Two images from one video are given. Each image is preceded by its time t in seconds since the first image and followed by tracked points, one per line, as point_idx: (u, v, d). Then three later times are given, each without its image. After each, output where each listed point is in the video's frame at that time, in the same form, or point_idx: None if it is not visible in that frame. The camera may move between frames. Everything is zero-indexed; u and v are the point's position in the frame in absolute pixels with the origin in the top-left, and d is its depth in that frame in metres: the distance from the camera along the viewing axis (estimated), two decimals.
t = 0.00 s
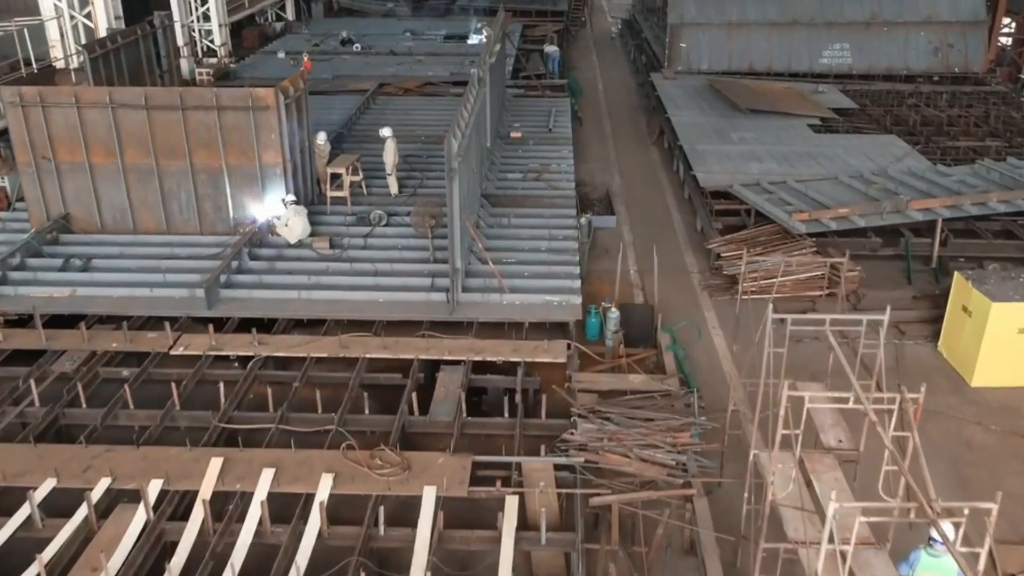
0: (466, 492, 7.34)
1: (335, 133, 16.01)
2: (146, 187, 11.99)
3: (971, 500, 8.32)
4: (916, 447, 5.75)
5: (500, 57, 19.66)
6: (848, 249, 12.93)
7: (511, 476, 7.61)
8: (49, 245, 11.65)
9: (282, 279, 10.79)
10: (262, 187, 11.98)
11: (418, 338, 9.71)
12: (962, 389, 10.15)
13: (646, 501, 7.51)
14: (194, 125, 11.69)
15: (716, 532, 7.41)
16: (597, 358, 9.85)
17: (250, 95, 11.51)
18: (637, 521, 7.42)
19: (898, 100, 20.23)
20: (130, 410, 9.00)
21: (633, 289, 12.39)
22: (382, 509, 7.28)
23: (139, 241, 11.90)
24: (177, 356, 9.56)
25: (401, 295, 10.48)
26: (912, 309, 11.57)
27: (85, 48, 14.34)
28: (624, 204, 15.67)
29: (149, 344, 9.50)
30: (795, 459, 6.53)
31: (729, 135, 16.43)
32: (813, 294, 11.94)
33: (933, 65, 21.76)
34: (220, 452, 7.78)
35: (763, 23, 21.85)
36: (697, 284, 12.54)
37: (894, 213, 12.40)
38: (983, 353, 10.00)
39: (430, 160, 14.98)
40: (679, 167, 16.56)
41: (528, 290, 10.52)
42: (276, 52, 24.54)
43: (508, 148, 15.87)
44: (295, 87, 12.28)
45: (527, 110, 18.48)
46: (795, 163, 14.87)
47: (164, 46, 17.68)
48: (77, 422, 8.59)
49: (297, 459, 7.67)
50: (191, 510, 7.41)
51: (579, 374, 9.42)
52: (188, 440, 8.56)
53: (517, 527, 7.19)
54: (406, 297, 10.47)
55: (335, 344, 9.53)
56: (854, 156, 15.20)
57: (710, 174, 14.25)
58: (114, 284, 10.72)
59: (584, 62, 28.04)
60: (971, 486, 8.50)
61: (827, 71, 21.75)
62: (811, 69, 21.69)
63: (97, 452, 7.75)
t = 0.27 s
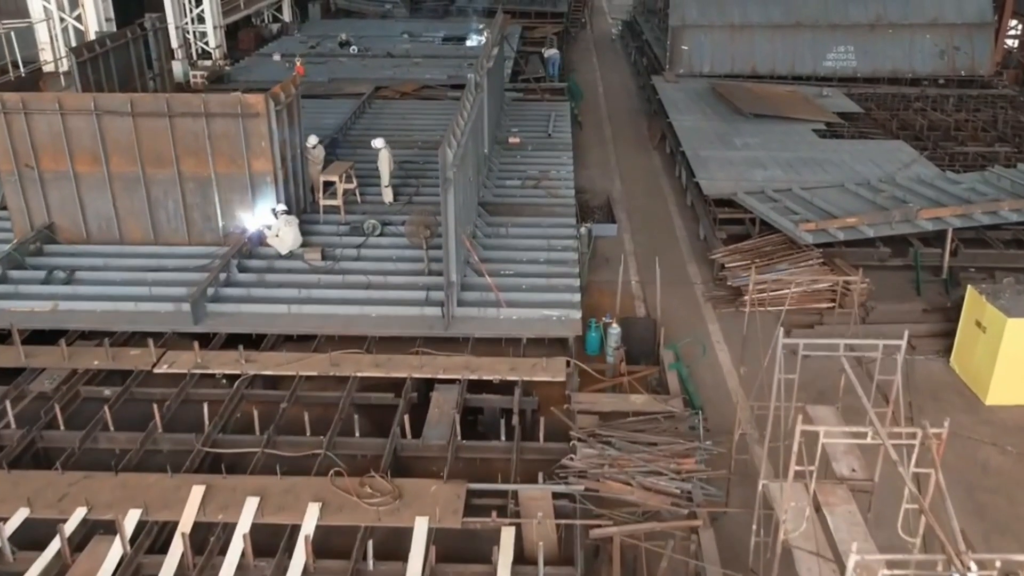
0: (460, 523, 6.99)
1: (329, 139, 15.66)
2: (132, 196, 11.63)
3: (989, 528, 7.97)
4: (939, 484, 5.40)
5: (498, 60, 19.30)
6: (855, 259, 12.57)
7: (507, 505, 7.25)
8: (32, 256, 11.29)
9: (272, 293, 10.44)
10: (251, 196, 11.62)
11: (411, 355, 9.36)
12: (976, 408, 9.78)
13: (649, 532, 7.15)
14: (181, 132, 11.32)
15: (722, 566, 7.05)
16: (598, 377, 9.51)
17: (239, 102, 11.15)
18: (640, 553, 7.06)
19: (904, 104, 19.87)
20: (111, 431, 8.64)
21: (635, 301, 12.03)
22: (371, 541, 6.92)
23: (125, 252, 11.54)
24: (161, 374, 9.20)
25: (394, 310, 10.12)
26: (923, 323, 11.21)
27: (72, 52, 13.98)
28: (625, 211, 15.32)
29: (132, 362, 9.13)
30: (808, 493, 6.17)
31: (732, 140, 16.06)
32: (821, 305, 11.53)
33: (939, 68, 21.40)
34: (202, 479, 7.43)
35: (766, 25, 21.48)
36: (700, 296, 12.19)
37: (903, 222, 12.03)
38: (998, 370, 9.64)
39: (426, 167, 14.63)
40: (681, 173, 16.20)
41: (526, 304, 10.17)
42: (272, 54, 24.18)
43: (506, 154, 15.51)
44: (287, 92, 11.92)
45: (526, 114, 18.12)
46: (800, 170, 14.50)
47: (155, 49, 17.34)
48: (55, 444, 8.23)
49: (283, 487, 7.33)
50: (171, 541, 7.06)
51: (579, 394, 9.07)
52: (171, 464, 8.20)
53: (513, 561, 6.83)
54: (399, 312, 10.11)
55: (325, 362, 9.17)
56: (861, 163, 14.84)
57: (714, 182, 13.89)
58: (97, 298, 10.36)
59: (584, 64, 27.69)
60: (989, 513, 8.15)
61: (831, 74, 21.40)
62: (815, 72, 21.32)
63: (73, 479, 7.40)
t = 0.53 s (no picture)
0: (455, 544, 6.76)
1: (324, 143, 15.41)
2: (123, 202, 11.39)
3: (1001, 546, 7.74)
4: (956, 511, 5.16)
5: (497, 62, 19.07)
6: (860, 266, 12.33)
7: (504, 525, 7.02)
8: (20, 264, 11.06)
9: (264, 302, 10.21)
10: (244, 202, 11.39)
11: (407, 367, 9.12)
12: (986, 420, 9.55)
13: (651, 553, 6.92)
14: (173, 137, 11.09)
15: None
16: (598, 389, 9.28)
17: (232, 106, 10.92)
18: None
19: (907, 107, 19.65)
20: (98, 446, 8.41)
21: (635, 309, 11.80)
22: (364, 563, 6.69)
23: (115, 259, 11.31)
24: (149, 386, 8.97)
25: (390, 319, 9.88)
26: (930, 332, 10.98)
27: (63, 55, 13.76)
28: (625, 216, 15.09)
29: (120, 374, 8.90)
30: (818, 517, 5.92)
31: (734, 144, 15.83)
32: (826, 314, 11.29)
33: (943, 70, 21.17)
34: (189, 498, 7.20)
35: (768, 27, 21.24)
36: (702, 304, 11.95)
37: (909, 229, 11.79)
38: (1008, 382, 9.41)
39: (423, 171, 14.39)
40: (683, 177, 15.97)
41: (525, 314, 9.93)
42: (269, 55, 23.95)
43: (504, 158, 15.27)
44: (281, 96, 11.68)
45: (525, 117, 17.88)
46: (803, 174, 14.27)
47: (149, 51, 17.12)
48: (39, 461, 8.00)
49: (273, 506, 7.09)
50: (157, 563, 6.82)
51: (579, 407, 8.84)
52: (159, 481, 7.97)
53: None
54: (394, 322, 9.88)
55: (318, 374, 8.93)
56: (865, 167, 14.61)
57: (716, 186, 13.65)
58: (86, 307, 10.13)
59: (584, 66, 27.48)
60: (1001, 531, 7.91)
61: (833, 76, 21.18)
62: (818, 74, 21.09)
63: (57, 498, 7.17)
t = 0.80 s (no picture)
0: None
1: (318, 149, 15.09)
2: (109, 211, 11.07)
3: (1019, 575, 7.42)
4: (983, 556, 4.85)
5: (496, 65, 18.75)
6: (867, 276, 12.03)
7: (500, 556, 6.69)
8: (3, 276, 10.74)
9: (253, 315, 9.88)
10: (234, 212, 11.07)
11: (400, 385, 8.80)
12: (1000, 438, 9.23)
13: None
14: (160, 145, 10.77)
15: None
16: (599, 408, 8.97)
17: (221, 113, 10.60)
18: None
19: (913, 110, 19.33)
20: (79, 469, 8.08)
21: (637, 321, 11.48)
22: None
23: (101, 270, 10.98)
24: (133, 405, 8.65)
25: (383, 334, 9.56)
26: (940, 346, 10.67)
27: (51, 59, 13.44)
28: (626, 223, 14.77)
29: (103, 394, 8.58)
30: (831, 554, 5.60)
31: (737, 149, 15.51)
32: (832, 326, 10.97)
33: (949, 72, 20.86)
34: (171, 527, 6.88)
35: (771, 29, 20.91)
36: (705, 315, 11.63)
37: (918, 238, 11.47)
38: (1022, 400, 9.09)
39: (419, 178, 14.07)
40: (685, 183, 15.65)
41: (523, 328, 9.61)
42: (264, 57, 23.61)
43: (503, 164, 14.95)
44: (272, 102, 11.36)
45: (524, 122, 17.57)
46: (808, 181, 13.95)
47: (141, 54, 16.80)
48: (16, 485, 7.68)
49: (258, 536, 6.77)
50: None
51: (579, 427, 8.53)
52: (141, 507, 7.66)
53: None
54: (387, 337, 9.55)
55: (308, 392, 8.60)
56: (872, 173, 14.29)
57: (719, 194, 13.33)
58: (69, 321, 9.80)
59: (584, 68, 27.16)
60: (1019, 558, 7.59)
61: (837, 79, 20.86)
62: (821, 77, 20.78)
63: (32, 527, 6.85)
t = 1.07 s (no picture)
0: None
1: (312, 155, 14.76)
2: (95, 222, 10.73)
3: None
4: None
5: (494, 69, 18.41)
6: (876, 288, 11.68)
7: None
8: None
9: (242, 331, 9.53)
10: (224, 222, 10.72)
11: (393, 405, 8.44)
12: (1017, 459, 8.89)
13: None
14: (147, 154, 10.44)
15: None
16: (600, 430, 8.62)
17: (209, 121, 10.27)
18: None
19: (919, 114, 18.99)
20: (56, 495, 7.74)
21: (639, 335, 11.13)
22: None
23: (86, 282, 10.64)
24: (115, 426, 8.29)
25: (376, 351, 9.21)
26: (953, 361, 10.32)
27: (37, 64, 13.11)
28: (628, 232, 14.42)
29: (83, 415, 8.23)
30: None
31: (741, 156, 15.17)
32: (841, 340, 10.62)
33: (956, 76, 20.51)
34: (149, 560, 6.52)
35: (775, 31, 20.56)
36: (709, 328, 11.30)
37: (929, 249, 11.11)
38: None
39: (415, 185, 13.73)
40: (687, 190, 15.31)
41: (521, 345, 9.26)
42: (260, 60, 23.28)
43: (501, 171, 14.62)
44: (263, 109, 11.03)
45: (523, 127, 17.23)
46: (814, 189, 13.61)
47: (132, 58, 16.47)
48: None
49: (240, 571, 6.42)
50: None
51: (579, 450, 8.19)
52: (122, 536, 7.33)
53: None
54: (380, 354, 9.20)
55: (298, 414, 8.25)
56: (879, 180, 13.94)
57: (723, 202, 12.99)
58: (51, 337, 9.46)
59: (584, 71, 26.83)
60: None
61: (842, 82, 20.52)
62: (826, 81, 20.44)
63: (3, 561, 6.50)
